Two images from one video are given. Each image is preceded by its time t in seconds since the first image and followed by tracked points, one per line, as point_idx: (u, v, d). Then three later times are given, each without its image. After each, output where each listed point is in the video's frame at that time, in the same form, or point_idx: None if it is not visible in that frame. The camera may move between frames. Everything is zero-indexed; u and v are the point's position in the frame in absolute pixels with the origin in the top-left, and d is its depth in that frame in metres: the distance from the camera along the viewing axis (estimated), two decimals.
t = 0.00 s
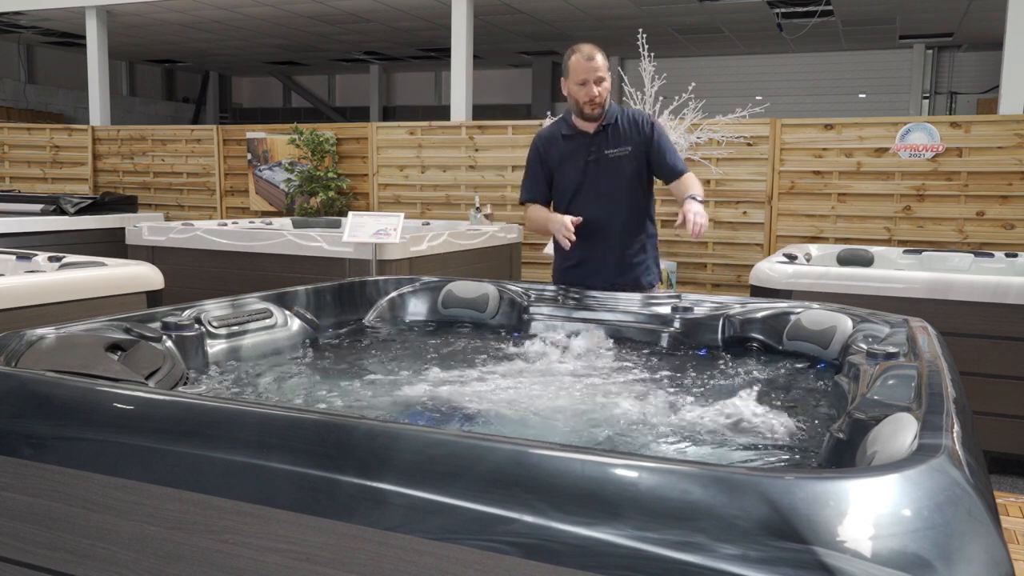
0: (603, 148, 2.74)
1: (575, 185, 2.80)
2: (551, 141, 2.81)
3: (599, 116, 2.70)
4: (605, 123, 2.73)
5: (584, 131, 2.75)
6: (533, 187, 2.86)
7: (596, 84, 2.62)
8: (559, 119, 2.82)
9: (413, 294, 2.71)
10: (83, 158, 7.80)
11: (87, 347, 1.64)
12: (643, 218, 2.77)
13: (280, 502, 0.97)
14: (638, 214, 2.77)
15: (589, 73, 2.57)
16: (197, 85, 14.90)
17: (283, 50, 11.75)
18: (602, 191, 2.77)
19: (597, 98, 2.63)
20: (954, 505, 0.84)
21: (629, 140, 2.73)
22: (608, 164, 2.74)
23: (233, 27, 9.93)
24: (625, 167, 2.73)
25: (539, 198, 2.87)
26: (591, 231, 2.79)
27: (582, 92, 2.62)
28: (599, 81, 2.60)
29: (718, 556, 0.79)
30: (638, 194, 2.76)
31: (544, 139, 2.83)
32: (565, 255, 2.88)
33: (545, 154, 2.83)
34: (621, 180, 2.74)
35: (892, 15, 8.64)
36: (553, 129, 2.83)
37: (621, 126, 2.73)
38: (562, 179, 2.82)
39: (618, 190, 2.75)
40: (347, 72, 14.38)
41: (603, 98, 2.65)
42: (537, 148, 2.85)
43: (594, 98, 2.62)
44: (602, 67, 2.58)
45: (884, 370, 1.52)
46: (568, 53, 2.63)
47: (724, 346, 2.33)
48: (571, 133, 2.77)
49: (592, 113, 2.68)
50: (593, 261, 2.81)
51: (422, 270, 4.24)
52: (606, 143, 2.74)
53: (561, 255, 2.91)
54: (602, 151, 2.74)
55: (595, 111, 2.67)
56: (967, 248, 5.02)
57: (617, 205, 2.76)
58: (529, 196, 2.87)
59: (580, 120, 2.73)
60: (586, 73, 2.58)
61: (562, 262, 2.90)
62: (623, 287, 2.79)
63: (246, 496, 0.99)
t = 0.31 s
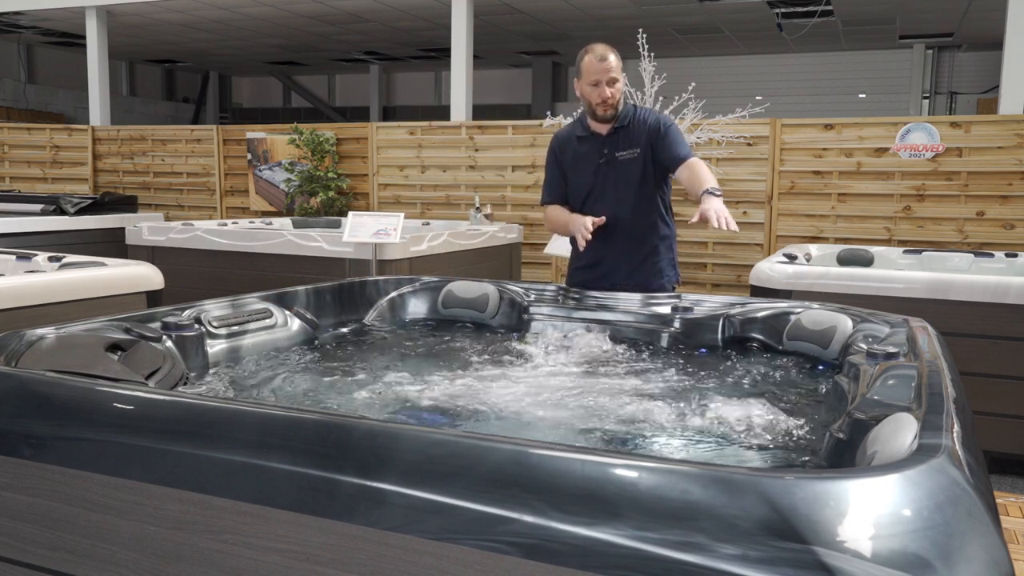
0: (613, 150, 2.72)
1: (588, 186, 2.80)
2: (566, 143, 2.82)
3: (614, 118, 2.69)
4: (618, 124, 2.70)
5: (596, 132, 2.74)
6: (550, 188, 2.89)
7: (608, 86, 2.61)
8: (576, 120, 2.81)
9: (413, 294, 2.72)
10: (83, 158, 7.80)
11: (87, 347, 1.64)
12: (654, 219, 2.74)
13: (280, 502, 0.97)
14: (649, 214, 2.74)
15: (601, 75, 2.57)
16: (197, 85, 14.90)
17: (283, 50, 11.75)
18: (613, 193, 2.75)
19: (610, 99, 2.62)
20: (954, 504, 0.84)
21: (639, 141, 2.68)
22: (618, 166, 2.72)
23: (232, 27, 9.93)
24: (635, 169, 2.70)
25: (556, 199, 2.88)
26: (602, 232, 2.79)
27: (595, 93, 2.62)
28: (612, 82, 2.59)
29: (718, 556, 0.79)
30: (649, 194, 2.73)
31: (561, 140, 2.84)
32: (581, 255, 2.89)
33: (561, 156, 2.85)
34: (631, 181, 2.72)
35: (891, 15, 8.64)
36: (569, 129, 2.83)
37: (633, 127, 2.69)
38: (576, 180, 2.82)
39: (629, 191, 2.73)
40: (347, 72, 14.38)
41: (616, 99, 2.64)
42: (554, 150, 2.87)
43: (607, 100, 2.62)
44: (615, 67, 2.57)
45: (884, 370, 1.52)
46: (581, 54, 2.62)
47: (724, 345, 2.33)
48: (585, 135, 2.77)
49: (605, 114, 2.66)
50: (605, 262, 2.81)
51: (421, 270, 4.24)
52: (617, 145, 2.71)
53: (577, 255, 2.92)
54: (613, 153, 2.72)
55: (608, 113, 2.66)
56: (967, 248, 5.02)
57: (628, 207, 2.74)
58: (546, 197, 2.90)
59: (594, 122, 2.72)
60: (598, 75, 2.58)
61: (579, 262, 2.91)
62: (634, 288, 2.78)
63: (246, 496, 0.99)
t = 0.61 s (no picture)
0: (622, 153, 2.71)
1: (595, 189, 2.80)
2: (575, 145, 2.82)
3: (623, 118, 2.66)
4: (627, 127, 2.69)
5: (607, 135, 2.73)
6: (558, 189, 2.89)
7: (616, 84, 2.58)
8: (585, 121, 2.80)
9: (413, 294, 2.72)
10: (83, 158, 7.80)
11: (87, 347, 1.64)
12: (661, 222, 2.74)
13: (280, 502, 0.97)
14: (656, 218, 2.75)
15: (608, 73, 2.55)
16: (197, 85, 14.91)
17: (283, 50, 11.76)
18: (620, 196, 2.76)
19: (618, 98, 2.59)
20: (954, 504, 0.84)
21: (648, 146, 2.68)
22: (627, 170, 2.72)
23: (232, 27, 9.93)
24: (644, 173, 2.70)
25: (564, 200, 2.89)
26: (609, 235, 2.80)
27: (601, 91, 2.59)
28: (620, 80, 2.56)
29: (718, 556, 0.79)
30: (656, 198, 2.73)
31: (571, 142, 2.84)
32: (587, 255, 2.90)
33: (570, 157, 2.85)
34: (639, 185, 2.72)
35: (892, 15, 8.64)
36: (579, 130, 2.82)
37: (642, 130, 2.68)
38: (584, 181, 2.82)
39: (636, 195, 2.73)
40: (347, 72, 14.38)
41: (624, 98, 2.61)
42: (563, 150, 2.87)
43: (614, 99, 2.59)
44: (624, 65, 2.54)
45: (884, 370, 1.52)
46: (590, 53, 2.61)
47: (724, 345, 2.33)
48: (594, 137, 2.76)
49: (613, 115, 2.64)
50: (611, 264, 2.83)
51: (421, 270, 4.24)
52: (626, 148, 2.71)
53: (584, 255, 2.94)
54: (622, 156, 2.71)
55: (616, 112, 2.63)
56: (967, 248, 5.02)
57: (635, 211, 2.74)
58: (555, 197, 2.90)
59: (603, 123, 2.70)
60: (606, 73, 2.56)
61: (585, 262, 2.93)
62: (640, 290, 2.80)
63: (246, 496, 0.99)
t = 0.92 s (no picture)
0: (624, 154, 2.71)
1: (597, 189, 2.80)
2: (576, 145, 2.82)
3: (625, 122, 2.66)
4: (629, 128, 2.69)
5: (608, 136, 2.73)
6: (559, 189, 2.89)
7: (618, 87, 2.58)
8: (587, 122, 2.80)
9: (413, 294, 2.72)
10: (83, 158, 7.80)
11: (87, 347, 1.64)
12: (662, 224, 2.74)
13: (280, 502, 0.97)
14: (657, 219, 2.75)
15: (611, 75, 2.55)
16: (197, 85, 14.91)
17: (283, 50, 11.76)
18: (622, 197, 2.75)
19: (620, 101, 2.59)
20: (954, 505, 0.84)
21: (650, 148, 2.68)
22: (629, 172, 2.72)
23: (232, 27, 9.93)
24: (645, 174, 2.70)
25: (565, 200, 2.89)
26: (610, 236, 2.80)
27: (603, 94, 2.59)
28: (623, 84, 2.56)
29: (718, 556, 0.79)
30: (657, 200, 2.73)
31: (572, 142, 2.84)
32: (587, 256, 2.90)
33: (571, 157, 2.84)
34: (641, 186, 2.72)
35: (891, 15, 8.64)
36: (580, 131, 2.82)
37: (644, 132, 2.68)
38: (585, 182, 2.82)
39: (638, 196, 2.73)
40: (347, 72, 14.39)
41: (627, 102, 2.60)
42: (564, 151, 2.87)
43: (616, 101, 2.58)
44: (627, 69, 2.55)
45: (884, 370, 1.52)
46: (594, 56, 2.62)
47: (724, 346, 2.33)
48: (595, 138, 2.76)
49: (614, 117, 2.64)
50: (610, 263, 2.83)
51: (421, 270, 4.23)
52: (628, 149, 2.71)
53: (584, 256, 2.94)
54: (623, 158, 2.71)
55: (617, 115, 2.63)
56: (967, 248, 5.02)
57: (637, 212, 2.74)
58: (556, 197, 2.91)
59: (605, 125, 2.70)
60: (608, 75, 2.56)
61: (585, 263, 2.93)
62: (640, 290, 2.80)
63: (246, 496, 0.99)
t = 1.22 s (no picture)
0: (625, 152, 2.70)
1: (597, 187, 2.79)
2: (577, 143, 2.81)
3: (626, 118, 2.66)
4: (631, 126, 2.68)
5: (609, 134, 2.72)
6: (559, 187, 2.89)
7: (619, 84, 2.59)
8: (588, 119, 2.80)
9: (413, 294, 2.72)
10: (83, 158, 7.79)
11: (87, 347, 1.64)
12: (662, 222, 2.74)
13: (281, 502, 0.97)
14: (658, 217, 2.74)
15: (611, 72, 2.56)
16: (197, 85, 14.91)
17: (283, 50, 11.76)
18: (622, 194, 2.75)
19: (621, 97, 2.60)
20: (953, 504, 0.84)
21: (652, 145, 2.68)
22: (630, 169, 2.72)
23: (233, 28, 9.93)
24: (646, 172, 2.70)
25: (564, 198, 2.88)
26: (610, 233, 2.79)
27: (604, 90, 2.60)
28: (624, 80, 2.57)
29: (719, 556, 0.79)
30: (658, 197, 2.73)
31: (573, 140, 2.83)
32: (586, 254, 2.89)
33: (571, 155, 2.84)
34: (642, 184, 2.72)
35: (891, 15, 8.64)
36: (581, 128, 2.81)
37: (646, 129, 2.68)
38: (585, 180, 2.81)
39: (639, 194, 2.73)
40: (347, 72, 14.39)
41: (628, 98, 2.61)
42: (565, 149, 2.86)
43: (617, 98, 2.59)
44: (628, 65, 2.56)
45: (884, 370, 1.52)
46: (595, 53, 2.62)
47: (724, 346, 2.33)
48: (596, 135, 2.75)
49: (615, 114, 2.64)
50: (609, 262, 2.82)
51: (421, 270, 4.23)
52: (629, 147, 2.70)
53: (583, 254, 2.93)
54: (625, 155, 2.71)
55: (618, 111, 2.63)
56: (967, 248, 5.02)
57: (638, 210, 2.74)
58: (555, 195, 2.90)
59: (605, 122, 2.69)
60: (609, 72, 2.57)
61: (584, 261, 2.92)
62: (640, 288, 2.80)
63: (246, 496, 0.99)
